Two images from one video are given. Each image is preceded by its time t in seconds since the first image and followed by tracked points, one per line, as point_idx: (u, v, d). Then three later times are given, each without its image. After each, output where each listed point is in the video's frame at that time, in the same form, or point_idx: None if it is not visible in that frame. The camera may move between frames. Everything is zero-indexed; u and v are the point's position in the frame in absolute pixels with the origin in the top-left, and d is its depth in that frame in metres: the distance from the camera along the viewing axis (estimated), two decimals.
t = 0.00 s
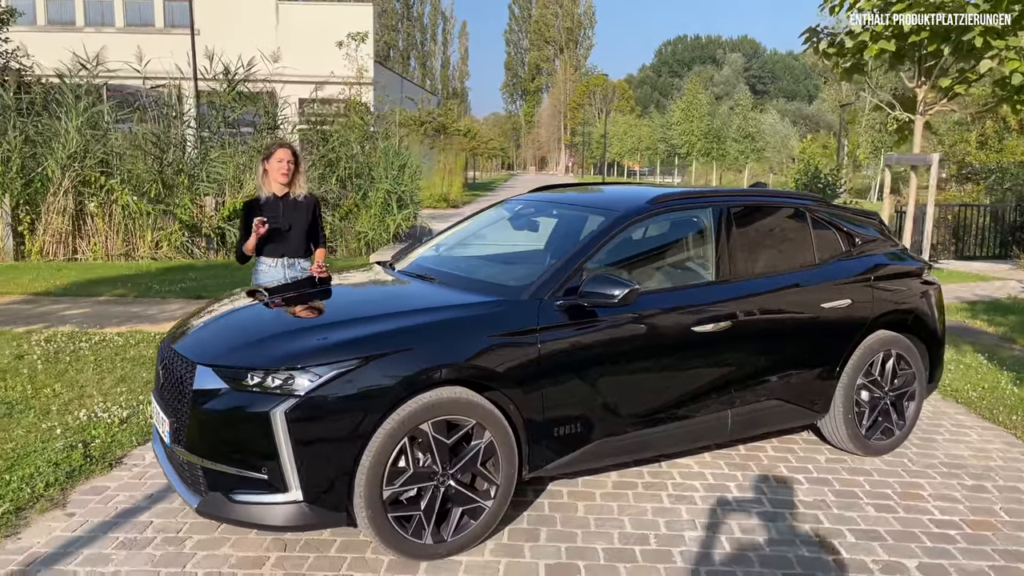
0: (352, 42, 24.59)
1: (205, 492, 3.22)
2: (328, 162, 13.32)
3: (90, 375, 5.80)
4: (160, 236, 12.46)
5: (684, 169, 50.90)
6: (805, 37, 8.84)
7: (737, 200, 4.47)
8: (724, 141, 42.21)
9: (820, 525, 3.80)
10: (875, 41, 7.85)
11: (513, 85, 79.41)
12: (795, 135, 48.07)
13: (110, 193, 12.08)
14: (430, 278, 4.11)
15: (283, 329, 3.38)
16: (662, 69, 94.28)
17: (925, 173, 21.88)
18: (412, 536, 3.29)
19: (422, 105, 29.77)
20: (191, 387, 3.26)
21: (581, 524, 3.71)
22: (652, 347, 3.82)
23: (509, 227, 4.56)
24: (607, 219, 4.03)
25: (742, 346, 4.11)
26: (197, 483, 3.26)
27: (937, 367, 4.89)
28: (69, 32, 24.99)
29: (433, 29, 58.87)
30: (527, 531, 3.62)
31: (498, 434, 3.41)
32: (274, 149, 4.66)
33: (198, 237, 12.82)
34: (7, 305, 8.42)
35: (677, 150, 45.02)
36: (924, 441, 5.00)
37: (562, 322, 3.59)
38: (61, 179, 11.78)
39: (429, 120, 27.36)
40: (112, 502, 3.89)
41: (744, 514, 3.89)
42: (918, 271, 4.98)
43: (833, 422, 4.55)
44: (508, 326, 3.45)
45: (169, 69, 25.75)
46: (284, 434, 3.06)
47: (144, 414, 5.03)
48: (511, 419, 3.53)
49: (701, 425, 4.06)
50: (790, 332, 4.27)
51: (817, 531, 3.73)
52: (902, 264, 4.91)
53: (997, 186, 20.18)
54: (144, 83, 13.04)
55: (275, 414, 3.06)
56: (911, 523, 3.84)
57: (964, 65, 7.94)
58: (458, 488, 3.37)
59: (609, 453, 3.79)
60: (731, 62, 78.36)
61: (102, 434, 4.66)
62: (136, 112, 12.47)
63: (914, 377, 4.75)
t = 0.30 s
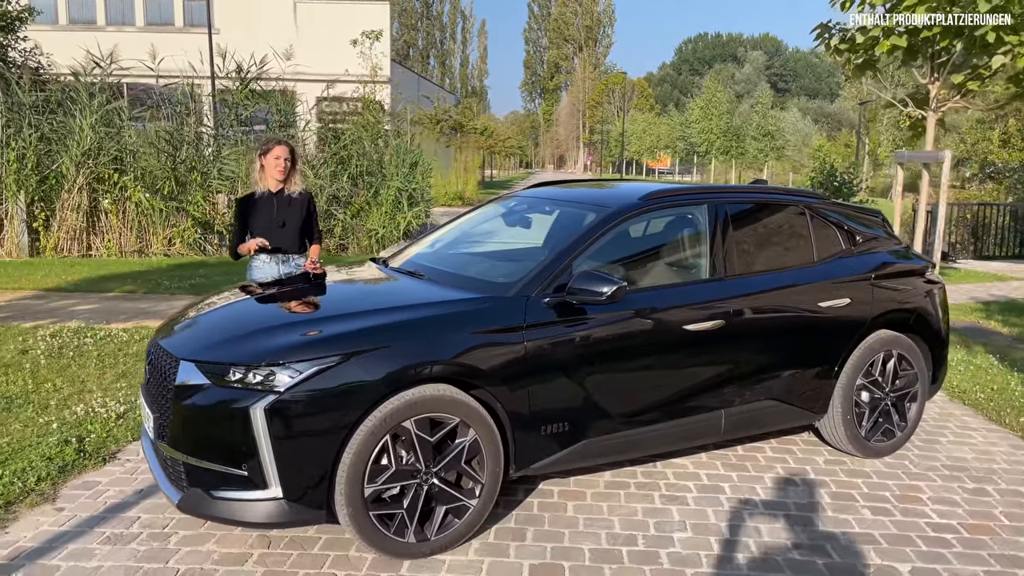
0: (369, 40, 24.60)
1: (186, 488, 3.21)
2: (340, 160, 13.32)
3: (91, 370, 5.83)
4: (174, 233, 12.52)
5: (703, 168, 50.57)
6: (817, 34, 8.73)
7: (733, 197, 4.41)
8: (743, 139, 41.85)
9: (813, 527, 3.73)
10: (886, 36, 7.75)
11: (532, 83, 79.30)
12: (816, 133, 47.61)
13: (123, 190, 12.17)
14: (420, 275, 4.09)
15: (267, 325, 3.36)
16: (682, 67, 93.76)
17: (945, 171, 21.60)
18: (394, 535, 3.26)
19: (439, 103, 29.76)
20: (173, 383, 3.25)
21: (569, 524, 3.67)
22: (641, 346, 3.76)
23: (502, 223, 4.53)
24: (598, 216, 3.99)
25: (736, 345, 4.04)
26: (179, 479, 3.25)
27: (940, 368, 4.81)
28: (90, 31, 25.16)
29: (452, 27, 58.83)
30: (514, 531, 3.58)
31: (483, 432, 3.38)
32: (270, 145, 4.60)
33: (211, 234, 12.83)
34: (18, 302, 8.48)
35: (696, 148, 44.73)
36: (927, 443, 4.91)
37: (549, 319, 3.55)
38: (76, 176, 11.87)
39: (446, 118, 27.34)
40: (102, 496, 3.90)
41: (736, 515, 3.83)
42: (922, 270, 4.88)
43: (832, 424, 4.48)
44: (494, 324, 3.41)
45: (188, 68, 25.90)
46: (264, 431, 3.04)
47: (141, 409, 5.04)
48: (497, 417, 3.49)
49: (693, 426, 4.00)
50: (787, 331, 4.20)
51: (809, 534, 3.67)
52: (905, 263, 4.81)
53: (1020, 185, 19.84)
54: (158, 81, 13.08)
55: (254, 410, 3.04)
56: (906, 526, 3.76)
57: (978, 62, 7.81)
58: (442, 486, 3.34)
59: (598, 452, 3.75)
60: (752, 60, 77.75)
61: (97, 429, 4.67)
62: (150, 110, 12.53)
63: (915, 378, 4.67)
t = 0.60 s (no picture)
0: (383, 38, 24.61)
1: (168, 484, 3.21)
2: (351, 158, 13.35)
3: (92, 366, 5.85)
4: (187, 231, 12.58)
5: (721, 166, 50.20)
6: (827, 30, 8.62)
7: (728, 194, 4.35)
8: (762, 138, 41.46)
9: (807, 530, 3.67)
10: (896, 32, 7.67)
11: (550, 82, 79.17)
12: (836, 131, 47.15)
13: (135, 187, 12.25)
14: (410, 273, 4.06)
15: (250, 322, 3.35)
16: (702, 65, 93.22)
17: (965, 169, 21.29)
18: (376, 533, 3.24)
19: (455, 102, 29.74)
20: (156, 379, 3.25)
21: (556, 524, 3.63)
22: (631, 344, 3.72)
23: (494, 220, 4.48)
24: (588, 213, 3.95)
25: (729, 344, 3.99)
26: (161, 475, 3.25)
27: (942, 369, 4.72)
28: (109, 30, 25.31)
29: (470, 26, 58.79)
30: (500, 530, 3.55)
31: (467, 431, 3.35)
32: (265, 143, 4.60)
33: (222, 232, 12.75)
34: (27, 298, 8.54)
35: (714, 146, 44.41)
36: (929, 444, 4.83)
37: (536, 317, 3.51)
38: (89, 174, 11.95)
39: (461, 116, 27.30)
40: (91, 493, 3.90)
41: (727, 517, 3.78)
42: (923, 269, 4.79)
43: (829, 424, 4.41)
44: (478, 321, 3.38)
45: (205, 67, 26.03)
46: (243, 428, 3.03)
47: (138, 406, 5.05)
48: (482, 415, 3.46)
49: (685, 426, 3.96)
50: (782, 329, 4.14)
51: (799, 536, 3.61)
52: (906, 262, 4.73)
53: None
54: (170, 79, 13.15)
55: (234, 407, 3.02)
56: (901, 530, 3.69)
57: (990, 57, 7.68)
58: (425, 485, 3.31)
59: (586, 452, 3.71)
60: (773, 58, 77.15)
61: (93, 425, 4.69)
62: (162, 109, 12.59)
63: (916, 379, 4.59)
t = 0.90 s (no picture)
0: (398, 37, 24.68)
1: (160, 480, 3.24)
2: (363, 157, 13.40)
3: (99, 362, 5.92)
4: (199, 230, 12.68)
5: (739, 164, 49.88)
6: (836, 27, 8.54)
7: (725, 193, 4.32)
8: (781, 136, 41.14)
9: (800, 530, 3.66)
10: (907, 28, 7.58)
11: (568, 80, 78.97)
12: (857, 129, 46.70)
13: (149, 185, 12.36)
14: (404, 271, 4.08)
15: (243, 319, 3.38)
16: (721, 63, 92.66)
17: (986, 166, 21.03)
18: (366, 531, 3.26)
19: (471, 100, 29.74)
20: (149, 376, 3.28)
21: (548, 522, 3.63)
22: (624, 342, 3.71)
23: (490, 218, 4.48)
24: (581, 212, 3.94)
25: (724, 343, 3.97)
26: (154, 472, 3.29)
27: (943, 369, 4.68)
28: (128, 30, 25.50)
29: (488, 24, 58.71)
30: (492, 528, 3.56)
31: (457, 429, 3.36)
32: (265, 142, 4.62)
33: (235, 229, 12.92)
34: (41, 295, 8.64)
35: (732, 144, 44.15)
36: (931, 444, 4.78)
37: (527, 316, 3.51)
38: (104, 173, 12.07)
39: (477, 114, 27.31)
40: (90, 488, 3.95)
41: (721, 516, 3.76)
42: (926, 267, 4.74)
43: (827, 425, 4.39)
44: (468, 319, 3.39)
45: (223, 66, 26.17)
46: (233, 426, 3.05)
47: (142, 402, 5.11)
48: (473, 413, 3.47)
49: (680, 424, 3.95)
50: (779, 328, 4.12)
51: (792, 536, 3.59)
52: (907, 261, 4.68)
53: None
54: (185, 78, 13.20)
55: (224, 404, 3.05)
56: (896, 531, 3.66)
57: (1001, 54, 7.59)
58: (415, 483, 3.32)
59: (578, 450, 3.71)
60: (793, 55, 76.52)
61: (95, 421, 4.74)
62: (176, 108, 12.69)
63: (917, 379, 4.55)
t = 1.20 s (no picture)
0: (411, 35, 24.77)
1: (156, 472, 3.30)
2: (374, 155, 13.48)
3: (108, 358, 6.01)
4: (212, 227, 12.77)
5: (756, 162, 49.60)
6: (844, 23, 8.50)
7: (720, 189, 4.33)
8: (798, 133, 40.84)
9: (792, 526, 3.66)
10: (916, 23, 7.52)
11: (585, 78, 78.82)
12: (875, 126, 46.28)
13: (163, 184, 12.47)
14: (400, 268, 4.12)
15: (237, 314, 3.43)
16: (739, 60, 92.12)
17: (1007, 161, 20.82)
18: (357, 523, 3.30)
19: (486, 98, 29.75)
20: (145, 370, 3.34)
21: (540, 517, 3.66)
22: (617, 338, 3.73)
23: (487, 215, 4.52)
24: (574, 208, 3.97)
25: (717, 339, 3.98)
26: (149, 464, 3.35)
27: (942, 366, 4.67)
28: (146, 30, 25.68)
29: (505, 22, 58.69)
30: (483, 522, 3.59)
31: (448, 423, 3.39)
32: (264, 139, 4.67)
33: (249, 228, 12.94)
34: (54, 292, 8.78)
35: (748, 141, 43.97)
36: (930, 442, 4.77)
37: (518, 312, 3.54)
38: (118, 171, 12.22)
39: (491, 111, 27.36)
40: (92, 480, 4.03)
41: (712, 511, 3.78)
42: (924, 264, 4.72)
43: (823, 422, 4.39)
44: (459, 315, 3.42)
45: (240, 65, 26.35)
46: (224, 418, 3.10)
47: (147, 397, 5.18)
48: (465, 408, 3.50)
49: (673, 420, 3.97)
50: (773, 324, 4.12)
51: (783, 532, 3.60)
52: (905, 257, 4.67)
53: None
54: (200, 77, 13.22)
55: (216, 397, 3.10)
56: (888, 527, 3.66)
57: (1009, 50, 7.53)
58: (406, 476, 3.36)
59: (570, 445, 3.74)
60: (812, 52, 75.93)
61: (100, 415, 4.83)
62: (190, 107, 12.76)
63: (915, 376, 4.54)
